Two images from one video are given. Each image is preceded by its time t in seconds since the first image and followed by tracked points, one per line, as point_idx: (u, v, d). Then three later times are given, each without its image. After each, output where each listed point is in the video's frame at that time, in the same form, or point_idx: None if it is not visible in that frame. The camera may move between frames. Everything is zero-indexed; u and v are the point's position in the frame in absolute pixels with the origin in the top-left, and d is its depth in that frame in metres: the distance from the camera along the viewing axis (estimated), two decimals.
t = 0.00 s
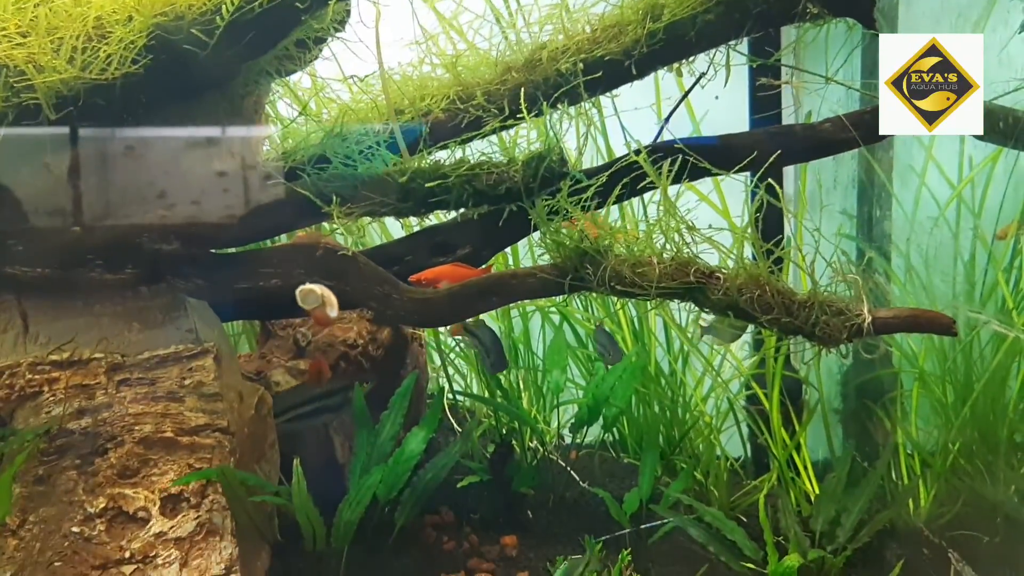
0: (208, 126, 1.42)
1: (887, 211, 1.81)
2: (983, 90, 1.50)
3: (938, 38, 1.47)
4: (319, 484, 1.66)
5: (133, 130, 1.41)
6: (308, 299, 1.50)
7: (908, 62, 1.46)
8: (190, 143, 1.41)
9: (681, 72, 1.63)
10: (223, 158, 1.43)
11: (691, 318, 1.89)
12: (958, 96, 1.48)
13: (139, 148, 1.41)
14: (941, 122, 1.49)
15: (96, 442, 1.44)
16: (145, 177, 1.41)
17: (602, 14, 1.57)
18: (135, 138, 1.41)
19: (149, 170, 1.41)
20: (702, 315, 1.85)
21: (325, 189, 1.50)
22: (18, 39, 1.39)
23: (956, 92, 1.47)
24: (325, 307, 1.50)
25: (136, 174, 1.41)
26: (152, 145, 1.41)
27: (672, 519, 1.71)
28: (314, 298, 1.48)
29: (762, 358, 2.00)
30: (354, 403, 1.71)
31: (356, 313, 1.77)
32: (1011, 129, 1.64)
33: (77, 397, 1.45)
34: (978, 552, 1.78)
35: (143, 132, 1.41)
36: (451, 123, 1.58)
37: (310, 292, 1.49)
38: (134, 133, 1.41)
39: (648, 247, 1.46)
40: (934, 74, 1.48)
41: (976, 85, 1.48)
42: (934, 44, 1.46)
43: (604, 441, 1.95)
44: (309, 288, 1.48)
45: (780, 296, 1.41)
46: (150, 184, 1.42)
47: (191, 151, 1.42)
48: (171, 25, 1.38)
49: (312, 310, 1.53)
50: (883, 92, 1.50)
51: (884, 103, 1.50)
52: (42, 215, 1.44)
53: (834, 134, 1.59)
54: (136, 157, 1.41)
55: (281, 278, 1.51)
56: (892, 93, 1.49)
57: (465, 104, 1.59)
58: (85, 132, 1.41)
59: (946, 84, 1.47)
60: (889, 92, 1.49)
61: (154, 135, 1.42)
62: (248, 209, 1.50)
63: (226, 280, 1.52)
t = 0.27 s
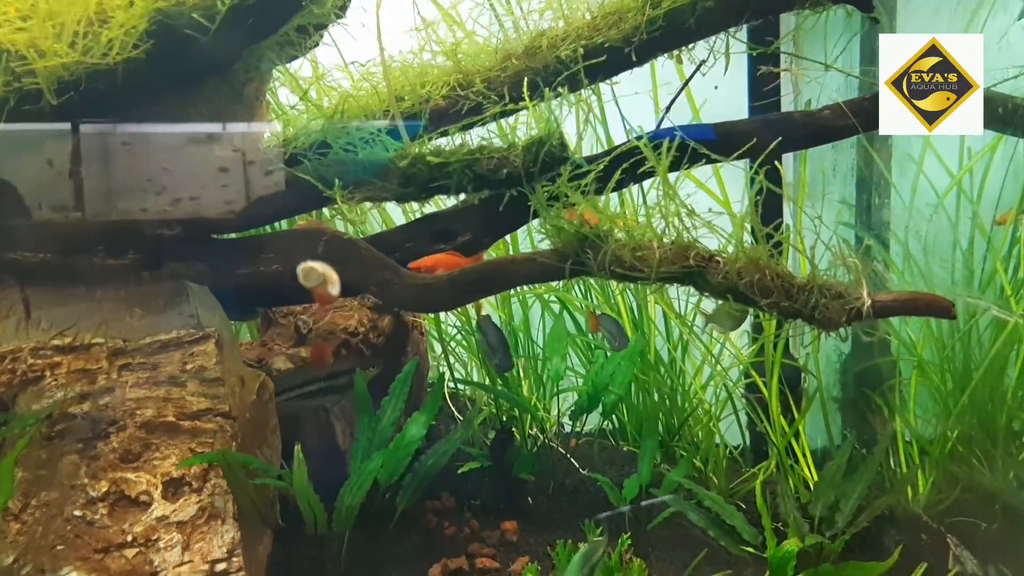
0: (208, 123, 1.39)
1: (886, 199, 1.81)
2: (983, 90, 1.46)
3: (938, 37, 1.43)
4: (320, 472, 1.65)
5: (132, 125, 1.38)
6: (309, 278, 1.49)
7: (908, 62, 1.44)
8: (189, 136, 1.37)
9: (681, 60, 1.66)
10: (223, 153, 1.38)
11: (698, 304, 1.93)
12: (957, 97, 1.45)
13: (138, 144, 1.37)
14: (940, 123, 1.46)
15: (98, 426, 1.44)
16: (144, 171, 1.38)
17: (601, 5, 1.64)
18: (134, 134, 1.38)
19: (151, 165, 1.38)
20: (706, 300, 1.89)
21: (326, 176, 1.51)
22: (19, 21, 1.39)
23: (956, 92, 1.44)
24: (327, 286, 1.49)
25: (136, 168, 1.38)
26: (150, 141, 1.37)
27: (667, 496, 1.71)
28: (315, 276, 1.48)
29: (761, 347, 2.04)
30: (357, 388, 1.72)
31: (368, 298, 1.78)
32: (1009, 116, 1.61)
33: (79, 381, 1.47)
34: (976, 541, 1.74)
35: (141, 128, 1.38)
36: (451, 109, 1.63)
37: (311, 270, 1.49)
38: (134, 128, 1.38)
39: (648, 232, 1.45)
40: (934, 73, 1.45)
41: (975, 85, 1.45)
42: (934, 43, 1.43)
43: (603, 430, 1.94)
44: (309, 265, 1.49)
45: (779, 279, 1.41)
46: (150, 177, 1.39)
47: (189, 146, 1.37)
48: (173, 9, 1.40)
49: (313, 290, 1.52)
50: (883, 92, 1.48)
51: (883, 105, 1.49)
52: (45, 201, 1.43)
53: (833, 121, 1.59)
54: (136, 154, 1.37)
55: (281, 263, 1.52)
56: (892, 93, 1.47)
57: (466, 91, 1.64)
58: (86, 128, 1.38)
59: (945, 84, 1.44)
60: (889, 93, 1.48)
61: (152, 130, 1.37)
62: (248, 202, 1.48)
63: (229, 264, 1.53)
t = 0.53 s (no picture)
0: (209, 119, 1.35)
1: (888, 187, 1.77)
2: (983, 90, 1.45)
3: (938, 38, 1.42)
4: (319, 460, 1.67)
5: (132, 122, 1.35)
6: (312, 257, 1.50)
7: (908, 62, 1.43)
8: (192, 133, 1.33)
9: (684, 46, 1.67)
10: (225, 149, 1.35)
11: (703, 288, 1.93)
12: (957, 97, 1.43)
13: (139, 140, 1.33)
14: (940, 123, 1.45)
15: (99, 412, 1.44)
16: (145, 169, 1.34)
17: None
18: (135, 131, 1.34)
19: (151, 164, 1.34)
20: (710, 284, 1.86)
21: (331, 160, 1.49)
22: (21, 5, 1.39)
23: (955, 92, 1.43)
24: (328, 266, 1.49)
25: (136, 167, 1.35)
26: (152, 138, 1.33)
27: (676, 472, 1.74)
28: (318, 256, 1.49)
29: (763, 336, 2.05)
30: (357, 372, 1.69)
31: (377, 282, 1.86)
32: (1013, 103, 1.57)
33: (80, 368, 1.47)
34: (977, 530, 1.71)
35: (141, 124, 1.35)
36: (453, 96, 1.63)
37: (314, 250, 1.50)
38: (136, 125, 1.34)
39: (650, 217, 1.45)
40: (934, 73, 1.44)
41: (975, 85, 1.44)
42: (934, 43, 1.42)
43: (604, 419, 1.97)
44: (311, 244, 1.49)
45: (782, 264, 1.41)
46: (148, 177, 1.35)
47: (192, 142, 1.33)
48: None
49: (315, 270, 1.52)
50: (883, 92, 1.49)
51: (883, 103, 1.48)
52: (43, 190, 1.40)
53: (836, 108, 1.57)
54: (135, 151, 1.34)
55: (283, 248, 1.52)
56: (891, 93, 1.48)
57: (467, 77, 1.64)
58: (86, 123, 1.36)
59: (946, 84, 1.43)
60: (889, 93, 1.47)
61: (155, 127, 1.34)
62: (248, 194, 1.45)
63: (231, 252, 1.52)
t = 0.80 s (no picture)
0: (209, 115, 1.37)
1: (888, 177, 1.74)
2: (983, 90, 1.47)
3: (938, 38, 1.44)
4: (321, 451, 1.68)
5: (131, 118, 1.37)
6: (311, 240, 1.48)
7: (908, 62, 1.45)
8: (192, 129, 1.36)
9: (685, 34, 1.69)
10: (225, 145, 1.38)
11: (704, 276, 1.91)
12: (957, 96, 1.45)
13: (140, 135, 1.35)
14: (940, 123, 1.47)
15: (99, 400, 1.44)
16: (145, 163, 1.36)
17: None
18: (134, 126, 1.35)
19: (151, 159, 1.36)
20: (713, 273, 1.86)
21: (333, 145, 1.45)
22: None
23: (955, 92, 1.45)
24: (328, 247, 1.48)
25: (136, 156, 1.36)
26: (152, 133, 1.35)
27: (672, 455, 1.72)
28: (318, 238, 1.47)
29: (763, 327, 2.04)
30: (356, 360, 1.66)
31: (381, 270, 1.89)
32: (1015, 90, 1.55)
33: (80, 356, 1.47)
34: (978, 519, 1.68)
35: (140, 119, 1.36)
36: (453, 85, 1.62)
37: (313, 232, 1.48)
38: (135, 120, 1.36)
39: (651, 204, 1.45)
40: (934, 73, 1.46)
41: (975, 85, 1.46)
42: (934, 43, 1.44)
43: (604, 409, 1.99)
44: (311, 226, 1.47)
45: (782, 251, 1.40)
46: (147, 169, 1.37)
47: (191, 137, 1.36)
48: None
49: (315, 252, 1.50)
50: (883, 92, 1.50)
51: (882, 102, 1.50)
52: (44, 178, 1.41)
53: (836, 96, 1.57)
54: (136, 146, 1.35)
55: (283, 237, 1.51)
56: (892, 93, 1.49)
57: (467, 66, 1.63)
58: (86, 120, 1.36)
59: (945, 84, 1.45)
60: (889, 92, 1.49)
61: (155, 122, 1.36)
62: (248, 184, 1.45)
63: (230, 240, 1.51)
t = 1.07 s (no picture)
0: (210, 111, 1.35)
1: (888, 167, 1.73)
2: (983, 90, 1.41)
3: (939, 37, 1.39)
4: (321, 440, 1.70)
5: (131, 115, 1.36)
6: (308, 221, 1.48)
7: (908, 62, 1.41)
8: (192, 124, 1.34)
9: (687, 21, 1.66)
10: (224, 142, 1.35)
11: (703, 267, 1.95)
12: (958, 96, 1.40)
13: (142, 130, 1.34)
14: (940, 123, 1.41)
15: (97, 388, 1.44)
16: (145, 159, 1.36)
17: None
18: (135, 121, 1.35)
19: (151, 155, 1.36)
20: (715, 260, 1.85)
21: (335, 132, 1.42)
22: None
23: (956, 92, 1.39)
24: (324, 229, 1.47)
25: (133, 147, 1.36)
26: (153, 129, 1.34)
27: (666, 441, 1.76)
28: (314, 220, 1.47)
29: (763, 317, 2.02)
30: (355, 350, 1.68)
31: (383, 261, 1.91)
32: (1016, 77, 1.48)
33: (79, 344, 1.47)
34: (978, 509, 1.64)
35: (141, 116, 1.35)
36: (451, 73, 1.65)
37: (310, 214, 1.48)
38: (137, 115, 1.35)
39: (650, 191, 1.44)
40: (934, 73, 1.40)
41: (976, 85, 1.40)
42: (934, 43, 1.39)
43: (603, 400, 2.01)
44: (308, 207, 1.48)
45: (782, 238, 1.40)
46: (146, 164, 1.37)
47: (191, 133, 1.34)
48: None
49: (313, 235, 1.50)
50: (883, 92, 1.46)
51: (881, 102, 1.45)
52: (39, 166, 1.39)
53: (836, 85, 1.56)
54: (135, 142, 1.35)
55: (282, 225, 1.51)
56: (891, 93, 1.44)
57: (466, 54, 1.65)
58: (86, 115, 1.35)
59: (945, 84, 1.39)
60: (889, 92, 1.44)
61: (156, 117, 1.35)
62: (248, 178, 1.44)
63: (228, 228, 1.51)
